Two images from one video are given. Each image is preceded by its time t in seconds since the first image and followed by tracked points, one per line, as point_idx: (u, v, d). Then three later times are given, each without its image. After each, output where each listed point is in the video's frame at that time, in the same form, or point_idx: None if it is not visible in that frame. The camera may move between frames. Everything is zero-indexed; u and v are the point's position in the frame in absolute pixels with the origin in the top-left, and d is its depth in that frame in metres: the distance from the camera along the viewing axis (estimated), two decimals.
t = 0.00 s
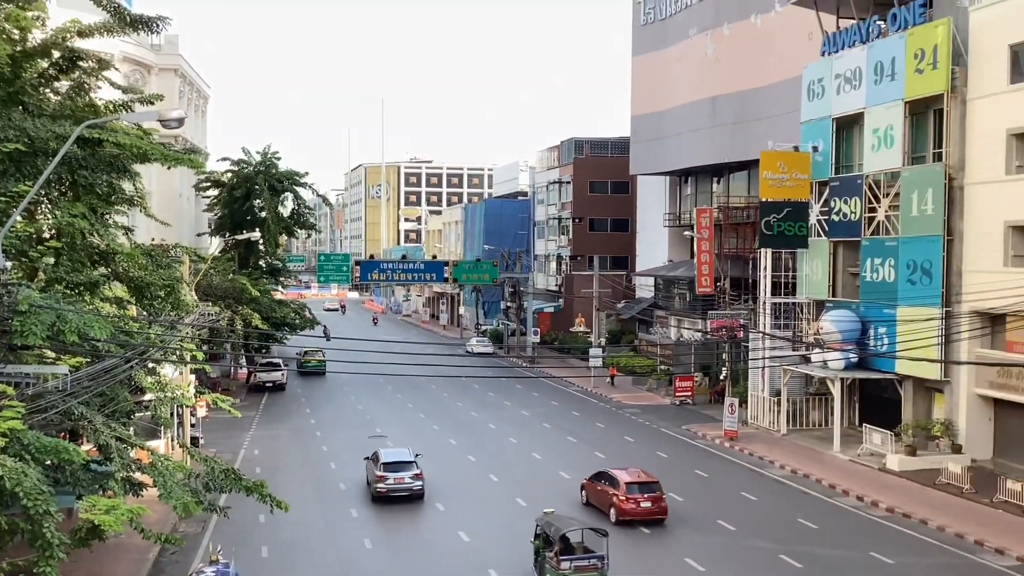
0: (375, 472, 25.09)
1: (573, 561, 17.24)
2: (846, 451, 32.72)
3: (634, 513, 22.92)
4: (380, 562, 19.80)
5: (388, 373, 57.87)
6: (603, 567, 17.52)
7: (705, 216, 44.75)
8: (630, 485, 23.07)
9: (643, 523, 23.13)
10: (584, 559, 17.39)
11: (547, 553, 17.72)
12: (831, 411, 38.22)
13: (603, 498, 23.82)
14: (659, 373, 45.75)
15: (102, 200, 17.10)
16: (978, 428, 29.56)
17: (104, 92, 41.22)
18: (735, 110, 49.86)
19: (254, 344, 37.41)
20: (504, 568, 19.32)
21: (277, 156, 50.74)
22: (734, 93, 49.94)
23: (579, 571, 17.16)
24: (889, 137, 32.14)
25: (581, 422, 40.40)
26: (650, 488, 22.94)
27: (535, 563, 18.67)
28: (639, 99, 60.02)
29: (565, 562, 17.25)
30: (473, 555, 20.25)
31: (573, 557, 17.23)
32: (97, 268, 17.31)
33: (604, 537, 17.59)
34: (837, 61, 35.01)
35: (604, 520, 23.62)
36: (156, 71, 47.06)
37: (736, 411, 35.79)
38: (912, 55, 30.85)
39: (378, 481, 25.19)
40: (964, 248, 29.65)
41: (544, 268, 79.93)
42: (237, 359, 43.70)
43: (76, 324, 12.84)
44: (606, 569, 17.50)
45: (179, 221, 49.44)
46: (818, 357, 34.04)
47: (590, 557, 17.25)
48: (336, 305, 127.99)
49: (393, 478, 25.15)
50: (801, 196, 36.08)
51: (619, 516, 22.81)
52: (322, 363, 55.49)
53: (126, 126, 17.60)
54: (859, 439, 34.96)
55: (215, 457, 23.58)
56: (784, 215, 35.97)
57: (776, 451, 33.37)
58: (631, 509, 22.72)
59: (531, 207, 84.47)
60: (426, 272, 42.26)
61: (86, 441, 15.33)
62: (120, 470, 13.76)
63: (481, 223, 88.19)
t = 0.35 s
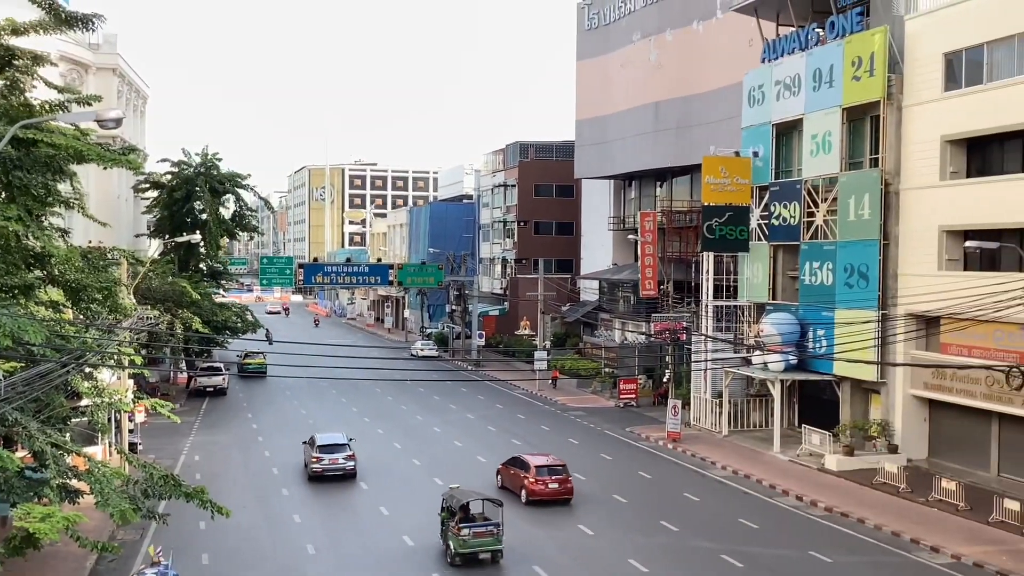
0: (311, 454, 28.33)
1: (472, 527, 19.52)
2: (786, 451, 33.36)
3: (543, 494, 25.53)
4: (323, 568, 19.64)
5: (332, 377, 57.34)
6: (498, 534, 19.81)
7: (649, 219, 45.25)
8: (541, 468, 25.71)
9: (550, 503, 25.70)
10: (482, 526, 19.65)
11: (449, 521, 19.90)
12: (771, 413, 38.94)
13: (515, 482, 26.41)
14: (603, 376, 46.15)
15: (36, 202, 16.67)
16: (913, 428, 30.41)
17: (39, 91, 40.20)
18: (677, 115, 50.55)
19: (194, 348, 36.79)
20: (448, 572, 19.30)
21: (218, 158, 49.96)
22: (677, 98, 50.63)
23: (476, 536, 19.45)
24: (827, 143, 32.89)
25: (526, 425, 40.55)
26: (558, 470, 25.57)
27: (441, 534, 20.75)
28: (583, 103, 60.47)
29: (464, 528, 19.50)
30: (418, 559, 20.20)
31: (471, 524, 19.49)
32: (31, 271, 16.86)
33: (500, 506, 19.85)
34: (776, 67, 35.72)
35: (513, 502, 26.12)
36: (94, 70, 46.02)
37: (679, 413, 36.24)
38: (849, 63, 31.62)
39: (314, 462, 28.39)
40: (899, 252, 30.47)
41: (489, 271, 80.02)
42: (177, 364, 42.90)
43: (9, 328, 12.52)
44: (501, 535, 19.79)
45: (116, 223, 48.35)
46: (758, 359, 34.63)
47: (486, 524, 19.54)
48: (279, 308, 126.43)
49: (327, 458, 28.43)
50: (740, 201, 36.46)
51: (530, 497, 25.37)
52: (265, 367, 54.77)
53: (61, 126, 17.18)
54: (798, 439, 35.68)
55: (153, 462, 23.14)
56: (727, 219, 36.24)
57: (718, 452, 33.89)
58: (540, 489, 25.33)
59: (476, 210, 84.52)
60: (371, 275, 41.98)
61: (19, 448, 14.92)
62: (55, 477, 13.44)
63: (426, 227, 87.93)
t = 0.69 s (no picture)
0: (258, 441, 31.15)
1: (394, 506, 21.68)
2: (737, 452, 33.78)
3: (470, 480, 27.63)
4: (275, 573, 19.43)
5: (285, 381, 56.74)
6: (418, 510, 22.03)
7: (603, 222, 45.50)
8: (468, 456, 27.82)
9: (476, 488, 27.84)
10: (404, 504, 21.85)
11: (375, 500, 22.06)
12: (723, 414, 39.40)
13: (444, 468, 28.51)
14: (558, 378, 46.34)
15: None
16: (862, 429, 31.01)
17: None
18: (631, 119, 50.96)
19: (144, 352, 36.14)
20: None
21: (168, 159, 49.21)
22: (630, 102, 51.03)
23: (398, 514, 21.64)
24: (778, 147, 33.41)
25: (481, 428, 40.54)
26: (483, 458, 27.68)
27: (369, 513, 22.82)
28: (537, 106, 60.68)
29: (387, 507, 21.67)
30: (372, 564, 20.07)
31: (393, 503, 21.65)
32: None
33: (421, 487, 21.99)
34: (728, 73, 36.22)
35: (443, 487, 28.22)
36: (40, 69, 45.05)
37: (633, 415, 36.51)
38: (799, 69, 32.18)
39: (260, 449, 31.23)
40: (847, 255, 31.06)
41: (443, 274, 79.89)
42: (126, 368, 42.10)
43: None
44: (421, 512, 22.02)
45: (63, 225, 47.33)
46: (711, 361, 35.03)
47: (407, 503, 21.70)
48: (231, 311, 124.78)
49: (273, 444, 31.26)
50: (694, 204, 36.87)
51: (458, 484, 27.45)
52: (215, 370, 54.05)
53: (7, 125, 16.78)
54: (749, 440, 36.18)
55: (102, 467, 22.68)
56: (678, 223, 36.67)
57: (672, 453, 34.21)
58: (467, 476, 27.41)
59: (431, 213, 84.31)
60: (324, 278, 41.63)
61: None
62: None
63: (381, 229, 87.49)
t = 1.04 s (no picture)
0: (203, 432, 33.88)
1: (319, 488, 23.72)
2: (689, 454, 33.97)
3: (397, 468, 29.60)
4: None
5: (235, 386, 55.81)
6: (341, 493, 24.07)
7: (557, 226, 45.47)
8: (396, 447, 29.79)
9: (403, 477, 29.82)
10: (328, 487, 23.88)
11: (301, 483, 24.02)
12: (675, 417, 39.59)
13: (375, 459, 30.43)
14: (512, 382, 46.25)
15: None
16: (811, 431, 31.39)
17: None
18: (584, 124, 51.11)
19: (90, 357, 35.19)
20: None
21: (115, 161, 48.15)
22: (583, 107, 51.19)
23: (322, 495, 23.69)
24: (728, 153, 33.71)
25: (435, 432, 40.24)
26: (410, 448, 29.67)
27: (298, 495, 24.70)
28: (491, 110, 60.59)
29: (312, 489, 23.72)
30: (324, 569, 19.70)
31: (317, 485, 23.71)
32: None
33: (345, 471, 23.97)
34: (680, 78, 36.47)
35: (374, 478, 29.87)
36: None
37: (587, 418, 36.52)
38: (749, 75, 32.48)
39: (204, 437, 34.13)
40: (796, 259, 31.41)
41: (397, 278, 79.36)
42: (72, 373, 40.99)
43: None
44: (344, 494, 24.04)
45: (8, 229, 46.00)
46: (663, 364, 35.19)
47: (331, 485, 23.70)
48: (180, 315, 122.62)
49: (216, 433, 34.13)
50: (648, 208, 37.16)
51: (385, 472, 29.43)
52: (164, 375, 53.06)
53: None
54: (701, 443, 36.42)
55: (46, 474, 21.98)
56: (632, 226, 36.62)
57: (625, 456, 34.27)
58: (393, 464, 29.36)
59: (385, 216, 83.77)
60: (276, 281, 41.01)
61: None
62: None
63: (334, 232, 86.64)
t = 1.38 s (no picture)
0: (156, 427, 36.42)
1: (257, 477, 26.08)
2: (651, 460, 34.04)
3: (333, 462, 31.82)
4: None
5: (194, 393, 54.95)
6: (278, 481, 26.44)
7: (519, 232, 45.41)
8: (333, 442, 31.98)
9: (339, 470, 32.02)
10: (265, 476, 26.25)
11: (240, 472, 26.37)
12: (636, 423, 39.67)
13: (312, 453, 32.64)
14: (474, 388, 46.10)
15: None
16: (770, 436, 31.62)
17: None
18: (546, 131, 51.19)
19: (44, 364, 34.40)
20: None
21: (72, 165, 47.20)
22: (545, 114, 51.28)
23: (259, 484, 26.06)
24: (689, 161, 33.93)
25: (397, 439, 39.94)
26: (346, 443, 31.85)
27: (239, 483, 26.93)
28: (453, 116, 60.43)
29: (251, 478, 26.06)
30: None
31: (256, 475, 26.05)
32: None
33: (281, 461, 26.35)
34: (641, 86, 36.63)
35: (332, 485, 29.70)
36: None
37: (549, 424, 36.46)
38: (710, 84, 32.71)
39: (157, 431, 37.02)
40: (756, 266, 31.64)
41: (359, 284, 78.86)
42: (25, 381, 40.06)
43: None
44: (280, 483, 26.42)
45: None
46: (625, 370, 35.24)
47: (268, 474, 26.08)
48: (137, 321, 120.68)
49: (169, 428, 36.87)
50: (609, 215, 37.21)
51: (322, 466, 31.62)
52: (120, 382, 52.05)
53: None
54: (662, 448, 36.54)
55: None
56: (594, 233, 36.89)
57: (588, 462, 34.26)
58: (330, 459, 31.64)
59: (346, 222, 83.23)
60: (236, 288, 40.43)
61: None
62: None
63: (294, 238, 85.85)
